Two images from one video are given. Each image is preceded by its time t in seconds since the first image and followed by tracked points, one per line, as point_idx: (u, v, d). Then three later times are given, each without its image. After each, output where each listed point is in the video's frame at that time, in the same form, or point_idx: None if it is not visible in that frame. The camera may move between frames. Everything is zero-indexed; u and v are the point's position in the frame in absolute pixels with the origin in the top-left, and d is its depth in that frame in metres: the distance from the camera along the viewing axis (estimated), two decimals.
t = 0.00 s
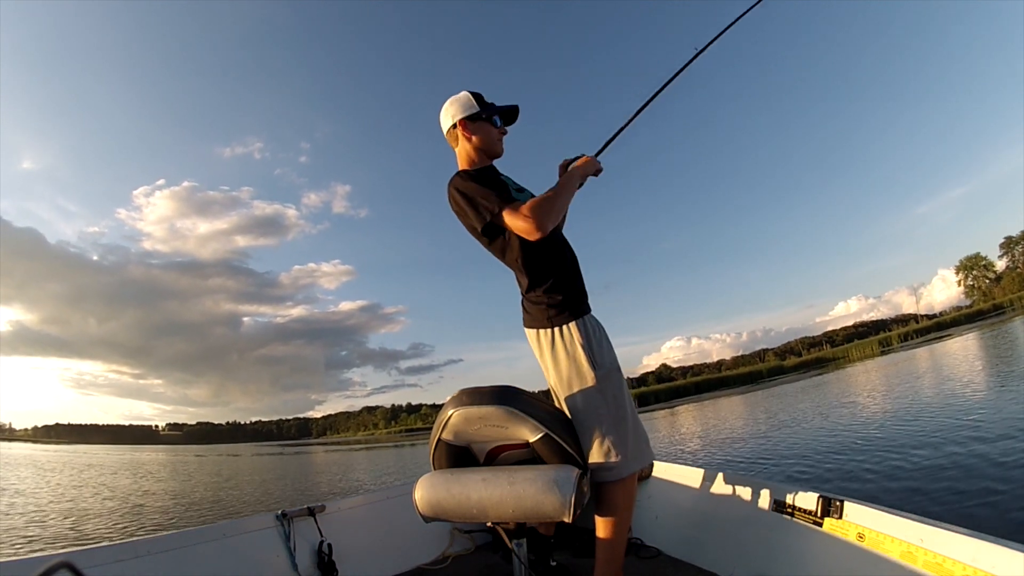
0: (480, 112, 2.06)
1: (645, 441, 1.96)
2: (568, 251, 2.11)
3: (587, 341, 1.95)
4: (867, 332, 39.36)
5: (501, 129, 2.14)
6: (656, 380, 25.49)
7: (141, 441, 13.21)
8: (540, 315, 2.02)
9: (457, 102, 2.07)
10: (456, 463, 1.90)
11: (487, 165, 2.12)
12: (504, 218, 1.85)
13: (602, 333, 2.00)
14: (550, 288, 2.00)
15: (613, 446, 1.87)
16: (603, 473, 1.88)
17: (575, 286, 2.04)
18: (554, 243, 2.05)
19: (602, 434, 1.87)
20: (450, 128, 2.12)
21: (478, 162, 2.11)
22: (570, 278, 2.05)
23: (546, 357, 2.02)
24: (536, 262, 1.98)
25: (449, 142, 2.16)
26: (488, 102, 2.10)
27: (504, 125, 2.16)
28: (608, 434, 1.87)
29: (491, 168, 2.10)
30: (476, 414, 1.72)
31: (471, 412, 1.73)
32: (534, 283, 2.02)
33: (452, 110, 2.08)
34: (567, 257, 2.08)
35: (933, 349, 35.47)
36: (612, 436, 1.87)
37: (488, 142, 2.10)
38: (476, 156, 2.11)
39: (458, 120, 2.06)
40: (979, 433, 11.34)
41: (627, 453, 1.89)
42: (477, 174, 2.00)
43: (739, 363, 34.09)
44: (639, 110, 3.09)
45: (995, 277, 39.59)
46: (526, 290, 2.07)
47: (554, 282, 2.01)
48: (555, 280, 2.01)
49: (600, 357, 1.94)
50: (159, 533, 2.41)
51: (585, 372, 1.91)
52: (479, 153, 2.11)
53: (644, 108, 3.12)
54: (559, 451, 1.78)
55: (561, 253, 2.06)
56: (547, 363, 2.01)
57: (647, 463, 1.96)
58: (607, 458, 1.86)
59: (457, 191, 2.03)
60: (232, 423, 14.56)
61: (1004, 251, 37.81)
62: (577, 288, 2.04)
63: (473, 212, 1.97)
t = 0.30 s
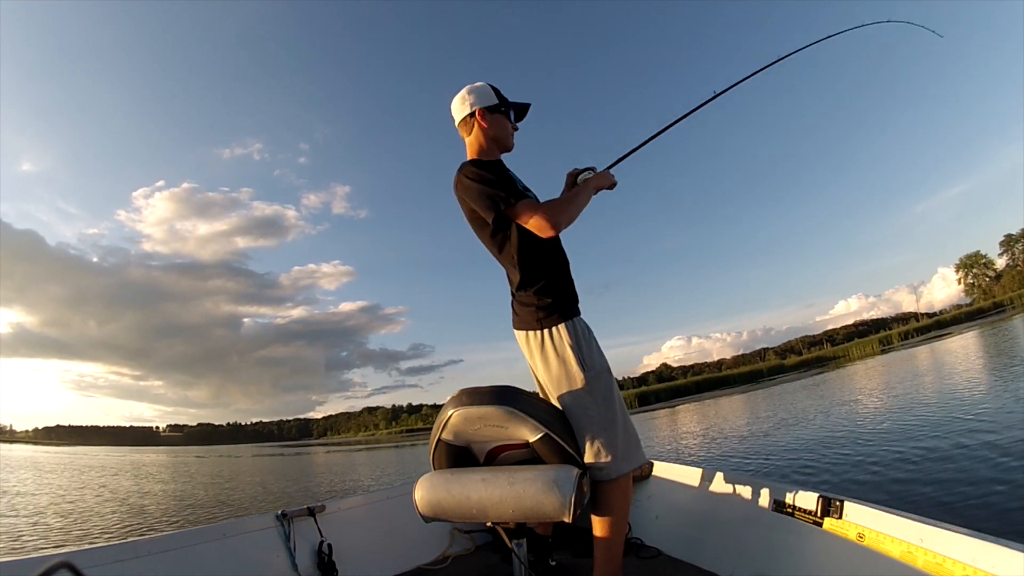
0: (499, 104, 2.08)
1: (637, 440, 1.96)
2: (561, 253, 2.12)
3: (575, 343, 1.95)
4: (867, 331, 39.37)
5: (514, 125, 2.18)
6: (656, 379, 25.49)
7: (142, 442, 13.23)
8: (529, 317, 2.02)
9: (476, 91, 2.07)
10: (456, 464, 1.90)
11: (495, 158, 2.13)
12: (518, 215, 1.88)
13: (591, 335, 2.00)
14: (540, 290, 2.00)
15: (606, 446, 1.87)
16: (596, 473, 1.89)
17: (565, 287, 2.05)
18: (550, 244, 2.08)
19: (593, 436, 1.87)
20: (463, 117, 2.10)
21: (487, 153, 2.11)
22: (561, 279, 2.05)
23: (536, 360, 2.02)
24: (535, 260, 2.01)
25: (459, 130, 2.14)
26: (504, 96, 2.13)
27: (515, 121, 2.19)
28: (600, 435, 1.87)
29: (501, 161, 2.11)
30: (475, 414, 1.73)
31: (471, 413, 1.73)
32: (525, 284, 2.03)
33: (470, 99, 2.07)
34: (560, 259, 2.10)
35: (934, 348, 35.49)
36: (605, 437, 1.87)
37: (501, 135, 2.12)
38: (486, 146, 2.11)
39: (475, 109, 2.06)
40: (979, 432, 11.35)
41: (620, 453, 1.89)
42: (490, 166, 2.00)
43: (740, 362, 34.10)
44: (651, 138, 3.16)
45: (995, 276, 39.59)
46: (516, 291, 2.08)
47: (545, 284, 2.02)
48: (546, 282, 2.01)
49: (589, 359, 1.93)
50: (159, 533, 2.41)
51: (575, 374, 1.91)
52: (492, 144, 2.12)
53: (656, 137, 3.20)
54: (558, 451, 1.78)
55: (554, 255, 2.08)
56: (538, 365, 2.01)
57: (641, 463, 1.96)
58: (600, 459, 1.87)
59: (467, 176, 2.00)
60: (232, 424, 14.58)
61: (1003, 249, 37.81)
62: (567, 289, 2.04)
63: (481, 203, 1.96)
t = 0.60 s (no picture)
0: (505, 101, 2.07)
1: (641, 442, 1.95)
2: (566, 255, 2.12)
3: (580, 344, 1.94)
4: (869, 333, 39.31)
5: (523, 123, 2.16)
6: (657, 379, 25.46)
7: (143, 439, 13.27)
8: (533, 318, 2.02)
9: (481, 90, 2.07)
10: (456, 464, 1.89)
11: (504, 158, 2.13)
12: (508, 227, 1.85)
13: (596, 337, 1.99)
14: (545, 290, 2.00)
15: (611, 448, 1.87)
16: (598, 473, 1.89)
17: (571, 288, 2.05)
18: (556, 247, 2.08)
19: (595, 437, 1.87)
20: (470, 118, 2.11)
21: (495, 153, 2.11)
22: (567, 280, 2.05)
23: (540, 361, 2.03)
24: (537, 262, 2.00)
25: (468, 131, 2.15)
26: (511, 93, 2.13)
27: (524, 117, 2.18)
28: (604, 435, 1.87)
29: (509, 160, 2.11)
30: (476, 414, 1.72)
31: (471, 412, 1.73)
32: (531, 284, 2.03)
33: (475, 99, 2.08)
34: (567, 261, 2.10)
35: (935, 350, 35.43)
36: (608, 438, 1.87)
37: (510, 134, 2.10)
38: (494, 145, 2.10)
39: (481, 108, 2.06)
40: (981, 434, 11.33)
41: (622, 454, 1.89)
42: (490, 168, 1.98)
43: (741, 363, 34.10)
44: (653, 149, 3.20)
45: (998, 279, 39.49)
46: (521, 291, 2.08)
47: (551, 285, 2.02)
48: (552, 283, 2.01)
49: (594, 360, 1.93)
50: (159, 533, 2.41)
51: (578, 375, 1.91)
52: (498, 145, 2.11)
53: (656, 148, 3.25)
54: (560, 451, 1.78)
55: (561, 258, 2.08)
56: (542, 366, 2.01)
57: (644, 463, 1.96)
58: (602, 459, 1.87)
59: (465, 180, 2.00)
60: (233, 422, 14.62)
61: (1006, 252, 37.73)
62: (572, 291, 2.04)
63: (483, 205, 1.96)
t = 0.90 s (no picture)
0: (493, 103, 2.06)
1: (639, 443, 1.95)
2: (564, 256, 2.12)
3: (577, 346, 1.94)
4: (870, 332, 39.23)
5: (515, 121, 2.14)
6: (658, 378, 25.43)
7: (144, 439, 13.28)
8: (530, 319, 2.03)
9: (470, 96, 2.08)
10: (456, 463, 1.90)
11: (500, 159, 2.12)
12: (489, 239, 1.87)
13: (594, 338, 1.99)
14: (541, 292, 2.01)
15: (608, 449, 1.88)
16: (598, 474, 1.89)
17: (569, 289, 2.04)
18: (553, 247, 2.08)
19: (591, 438, 1.87)
20: (463, 123, 2.13)
21: (489, 156, 2.11)
22: (564, 280, 2.05)
23: (538, 363, 2.03)
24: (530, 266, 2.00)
25: (463, 137, 2.17)
26: (500, 93, 2.11)
27: (517, 115, 2.15)
28: (602, 436, 1.87)
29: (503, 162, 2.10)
30: (475, 413, 1.72)
31: (471, 412, 1.73)
32: (528, 286, 2.05)
33: (464, 104, 2.09)
34: (565, 261, 2.11)
35: (937, 349, 35.32)
36: (606, 439, 1.87)
37: (501, 134, 2.09)
38: (488, 149, 2.11)
39: (470, 113, 2.07)
40: (983, 434, 11.29)
41: (621, 455, 1.89)
42: (478, 173, 1.98)
43: (742, 362, 34.03)
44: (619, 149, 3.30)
45: (999, 278, 39.36)
46: (520, 293, 2.10)
47: (547, 286, 2.02)
48: (549, 283, 2.02)
49: (592, 361, 1.93)
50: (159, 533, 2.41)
51: (575, 376, 1.91)
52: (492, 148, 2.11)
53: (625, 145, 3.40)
54: (559, 451, 1.78)
55: (558, 258, 2.08)
56: (540, 367, 2.01)
57: (643, 464, 1.96)
58: (598, 461, 1.87)
59: (455, 187, 2.02)
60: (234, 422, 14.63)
61: (1007, 251, 37.61)
62: (570, 291, 2.04)
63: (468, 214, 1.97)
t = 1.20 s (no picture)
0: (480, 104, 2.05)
1: (639, 443, 1.95)
2: (564, 254, 2.12)
3: (578, 346, 1.94)
4: (871, 331, 39.19)
5: (506, 120, 2.11)
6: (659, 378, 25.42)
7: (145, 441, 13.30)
8: (530, 318, 2.03)
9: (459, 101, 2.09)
10: (456, 464, 1.90)
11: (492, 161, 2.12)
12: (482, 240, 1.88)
13: (594, 337, 1.99)
14: (541, 291, 2.01)
15: (609, 449, 1.87)
16: (598, 475, 1.89)
17: (568, 287, 2.04)
18: (550, 244, 2.07)
19: (592, 438, 1.87)
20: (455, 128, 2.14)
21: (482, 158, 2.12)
22: (564, 278, 2.05)
23: (538, 362, 2.03)
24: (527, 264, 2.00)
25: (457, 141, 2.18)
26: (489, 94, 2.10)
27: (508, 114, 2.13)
28: (602, 436, 1.87)
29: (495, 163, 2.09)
30: (476, 414, 1.72)
31: (471, 412, 1.73)
32: (528, 285, 2.04)
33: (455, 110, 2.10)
34: (564, 258, 2.10)
35: (938, 347, 35.30)
36: (606, 440, 1.87)
37: (491, 134, 2.07)
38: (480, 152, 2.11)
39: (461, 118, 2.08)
40: (984, 432, 11.28)
41: (622, 455, 1.89)
42: (470, 176, 1.97)
43: (742, 361, 34.03)
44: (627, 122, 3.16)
45: (1000, 276, 39.31)
46: (520, 292, 2.09)
47: (546, 284, 2.02)
48: (548, 281, 2.02)
49: (592, 362, 1.93)
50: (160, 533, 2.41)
51: (575, 375, 1.92)
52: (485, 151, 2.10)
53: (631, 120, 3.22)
54: (559, 451, 1.79)
55: (557, 256, 2.08)
56: (540, 367, 2.01)
57: (643, 465, 1.96)
58: (600, 460, 1.87)
59: (448, 191, 2.02)
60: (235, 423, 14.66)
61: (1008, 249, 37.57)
62: (570, 290, 2.04)
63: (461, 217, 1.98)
